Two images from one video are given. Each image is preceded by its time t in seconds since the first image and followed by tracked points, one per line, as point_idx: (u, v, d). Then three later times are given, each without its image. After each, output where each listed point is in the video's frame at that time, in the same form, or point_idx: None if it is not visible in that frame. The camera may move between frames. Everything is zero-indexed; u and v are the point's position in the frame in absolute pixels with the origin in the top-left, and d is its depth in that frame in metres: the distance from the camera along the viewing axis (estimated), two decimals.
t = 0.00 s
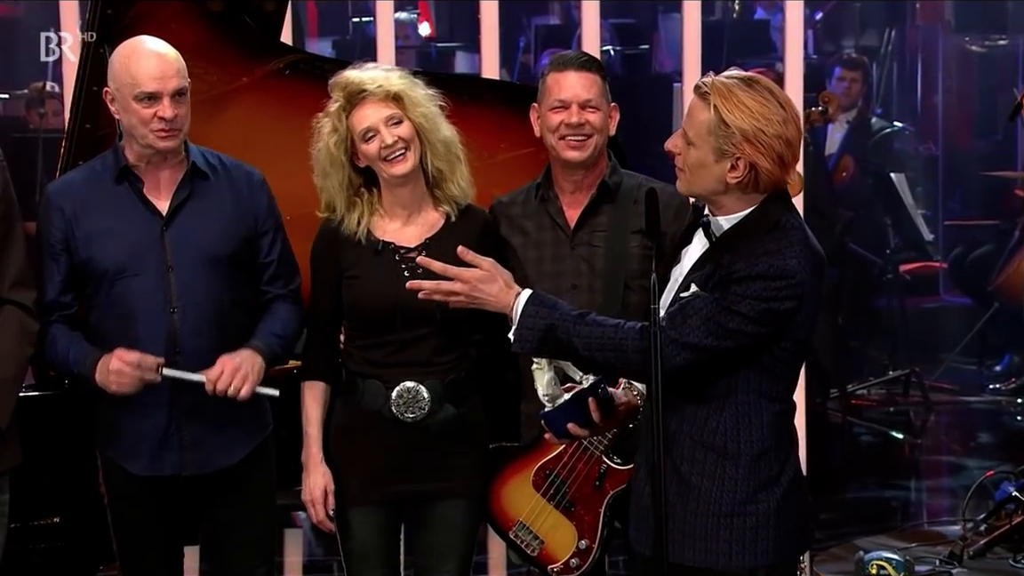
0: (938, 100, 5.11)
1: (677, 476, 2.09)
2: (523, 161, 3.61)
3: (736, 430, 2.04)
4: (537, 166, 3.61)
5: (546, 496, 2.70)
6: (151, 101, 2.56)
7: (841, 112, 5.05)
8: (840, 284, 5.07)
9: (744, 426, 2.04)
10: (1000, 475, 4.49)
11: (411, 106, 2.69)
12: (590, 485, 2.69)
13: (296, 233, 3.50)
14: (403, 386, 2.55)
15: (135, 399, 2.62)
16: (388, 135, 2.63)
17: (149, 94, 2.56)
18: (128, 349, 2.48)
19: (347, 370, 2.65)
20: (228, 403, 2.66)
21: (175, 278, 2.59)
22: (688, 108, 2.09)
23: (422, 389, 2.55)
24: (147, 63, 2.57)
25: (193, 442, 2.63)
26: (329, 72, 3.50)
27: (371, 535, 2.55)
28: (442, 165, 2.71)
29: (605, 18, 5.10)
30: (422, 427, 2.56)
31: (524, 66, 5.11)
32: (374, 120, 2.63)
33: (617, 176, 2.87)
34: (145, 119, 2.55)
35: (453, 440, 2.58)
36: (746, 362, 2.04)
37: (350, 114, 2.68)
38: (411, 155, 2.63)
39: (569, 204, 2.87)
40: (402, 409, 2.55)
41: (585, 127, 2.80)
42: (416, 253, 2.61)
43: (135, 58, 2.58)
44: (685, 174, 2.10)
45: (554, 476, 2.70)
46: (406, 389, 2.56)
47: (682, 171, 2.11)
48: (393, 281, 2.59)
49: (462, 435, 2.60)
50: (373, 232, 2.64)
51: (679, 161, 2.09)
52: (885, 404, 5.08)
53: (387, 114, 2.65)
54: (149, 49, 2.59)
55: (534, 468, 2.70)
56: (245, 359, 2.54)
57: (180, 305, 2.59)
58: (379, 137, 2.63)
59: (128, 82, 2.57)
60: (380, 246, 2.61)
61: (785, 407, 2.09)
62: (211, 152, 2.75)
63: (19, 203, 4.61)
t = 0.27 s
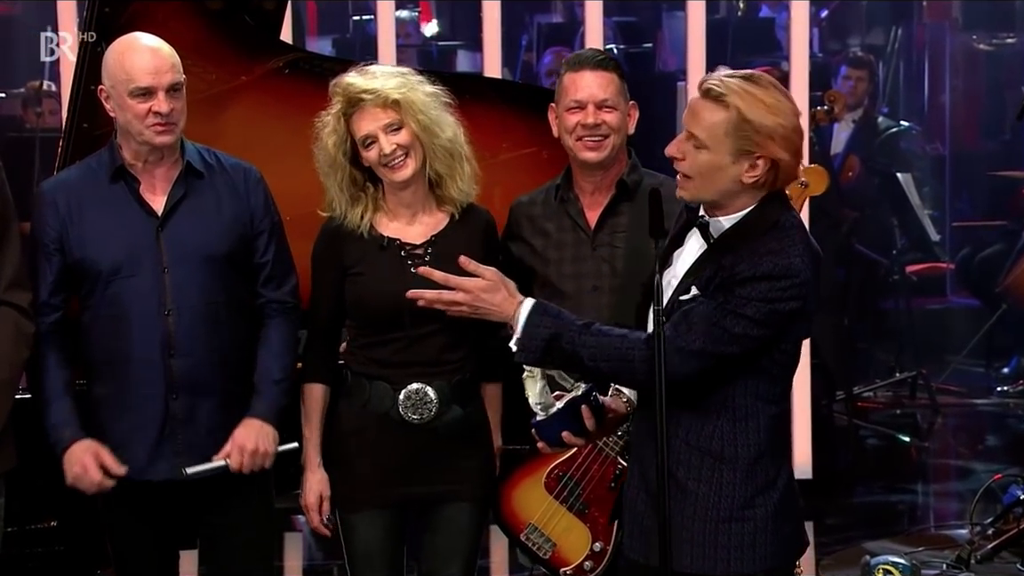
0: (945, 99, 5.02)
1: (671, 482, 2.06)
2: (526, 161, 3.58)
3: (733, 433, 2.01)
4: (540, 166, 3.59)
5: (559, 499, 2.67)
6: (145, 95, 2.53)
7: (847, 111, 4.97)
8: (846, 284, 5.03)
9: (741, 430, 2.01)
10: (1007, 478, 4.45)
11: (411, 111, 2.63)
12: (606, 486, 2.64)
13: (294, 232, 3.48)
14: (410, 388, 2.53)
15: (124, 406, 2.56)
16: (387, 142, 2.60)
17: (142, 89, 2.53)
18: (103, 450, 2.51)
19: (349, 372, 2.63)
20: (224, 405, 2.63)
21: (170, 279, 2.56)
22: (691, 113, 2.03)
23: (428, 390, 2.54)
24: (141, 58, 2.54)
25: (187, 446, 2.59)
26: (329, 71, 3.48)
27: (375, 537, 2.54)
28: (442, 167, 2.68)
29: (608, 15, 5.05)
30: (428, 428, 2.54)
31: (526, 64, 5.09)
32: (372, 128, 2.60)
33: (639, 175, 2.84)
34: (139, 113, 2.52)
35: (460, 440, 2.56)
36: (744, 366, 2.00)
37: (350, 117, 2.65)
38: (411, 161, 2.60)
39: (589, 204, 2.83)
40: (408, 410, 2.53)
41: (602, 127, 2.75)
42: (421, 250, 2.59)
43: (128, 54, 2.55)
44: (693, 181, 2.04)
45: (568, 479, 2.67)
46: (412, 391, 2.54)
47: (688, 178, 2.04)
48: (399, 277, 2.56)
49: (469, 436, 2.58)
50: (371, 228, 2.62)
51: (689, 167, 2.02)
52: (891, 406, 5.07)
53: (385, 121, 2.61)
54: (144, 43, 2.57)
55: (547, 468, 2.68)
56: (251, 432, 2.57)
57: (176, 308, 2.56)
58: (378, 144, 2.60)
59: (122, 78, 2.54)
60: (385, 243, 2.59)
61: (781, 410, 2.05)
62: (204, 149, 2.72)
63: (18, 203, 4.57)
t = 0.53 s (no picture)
0: (954, 99, 4.99)
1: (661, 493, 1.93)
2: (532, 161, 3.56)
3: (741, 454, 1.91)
4: (546, 167, 3.55)
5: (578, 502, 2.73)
6: (140, 91, 2.51)
7: (854, 110, 4.94)
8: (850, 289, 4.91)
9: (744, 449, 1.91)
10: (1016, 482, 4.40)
11: (429, 103, 2.65)
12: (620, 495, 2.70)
13: (294, 233, 3.44)
14: (412, 391, 2.50)
15: (122, 408, 2.53)
16: (403, 133, 2.61)
17: (136, 86, 2.51)
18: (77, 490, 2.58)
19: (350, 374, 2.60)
20: (223, 407, 2.59)
21: (165, 281, 2.52)
22: (694, 112, 1.93)
23: (432, 392, 2.50)
24: (136, 55, 2.53)
25: (183, 449, 2.56)
26: (330, 70, 3.45)
27: (377, 544, 2.50)
28: (455, 167, 2.69)
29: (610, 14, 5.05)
30: (431, 431, 2.52)
31: (529, 63, 5.02)
32: (390, 116, 2.61)
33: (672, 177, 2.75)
34: (135, 110, 2.51)
35: (464, 441, 2.54)
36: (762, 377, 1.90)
37: (366, 109, 2.66)
38: (423, 152, 2.62)
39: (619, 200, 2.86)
40: (410, 414, 2.50)
41: (633, 125, 2.81)
42: (428, 248, 2.57)
43: (123, 52, 2.53)
44: (718, 180, 1.94)
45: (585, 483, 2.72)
46: (414, 392, 2.50)
47: (711, 179, 1.93)
48: (403, 274, 2.54)
49: (472, 437, 2.55)
50: (382, 224, 2.60)
51: (721, 165, 1.92)
52: (900, 408, 4.85)
53: (404, 111, 2.62)
54: (139, 41, 2.55)
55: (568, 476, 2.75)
56: (264, 451, 2.58)
57: (172, 310, 2.52)
58: (394, 133, 2.61)
59: (116, 75, 2.53)
60: (391, 239, 2.57)
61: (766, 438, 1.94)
62: (202, 148, 2.69)
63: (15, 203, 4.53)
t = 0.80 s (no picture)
0: (959, 98, 4.92)
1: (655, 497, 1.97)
2: (533, 162, 3.53)
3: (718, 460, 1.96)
4: (546, 168, 3.53)
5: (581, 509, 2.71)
6: (134, 90, 2.48)
7: (858, 109, 4.85)
8: (855, 290, 4.87)
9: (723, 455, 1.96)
10: None
11: (437, 104, 2.62)
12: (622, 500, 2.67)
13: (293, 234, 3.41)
14: (410, 393, 2.47)
15: (118, 411, 2.50)
16: (409, 131, 2.57)
17: (129, 86, 2.48)
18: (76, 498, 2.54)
19: (349, 377, 2.56)
20: (222, 410, 2.56)
21: (162, 282, 2.49)
22: (669, 110, 1.95)
23: (430, 395, 2.47)
24: (129, 55, 2.50)
25: (182, 453, 2.52)
26: (328, 70, 3.41)
27: (375, 547, 2.48)
28: (460, 169, 2.67)
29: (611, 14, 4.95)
30: (430, 435, 2.48)
31: (529, 61, 4.99)
32: (397, 114, 2.57)
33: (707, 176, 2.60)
34: (129, 110, 2.48)
35: (464, 445, 2.51)
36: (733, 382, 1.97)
37: (372, 106, 2.62)
38: (429, 151, 2.58)
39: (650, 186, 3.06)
40: (408, 417, 2.46)
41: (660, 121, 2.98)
42: (426, 248, 2.54)
43: (116, 51, 2.50)
44: (693, 178, 1.97)
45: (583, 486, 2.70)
46: (412, 395, 2.47)
47: (686, 178, 1.96)
48: (399, 273, 2.52)
49: (473, 442, 2.52)
50: (384, 224, 2.57)
51: (697, 165, 1.95)
52: (903, 412, 4.92)
53: (411, 110, 2.59)
54: (132, 41, 2.52)
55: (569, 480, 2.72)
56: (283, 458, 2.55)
57: (169, 312, 2.49)
58: (401, 132, 2.57)
59: (110, 75, 2.50)
60: (392, 237, 2.55)
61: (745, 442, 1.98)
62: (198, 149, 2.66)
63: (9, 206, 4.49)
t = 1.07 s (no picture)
0: (965, 97, 4.79)
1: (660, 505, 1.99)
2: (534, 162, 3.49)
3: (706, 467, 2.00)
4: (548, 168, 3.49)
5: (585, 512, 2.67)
6: (129, 88, 2.45)
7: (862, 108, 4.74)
8: (859, 292, 4.74)
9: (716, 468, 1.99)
10: None
11: (438, 104, 2.61)
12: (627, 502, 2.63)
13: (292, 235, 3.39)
14: (405, 396, 2.44)
15: (114, 412, 2.46)
16: (409, 130, 2.57)
17: (125, 84, 2.45)
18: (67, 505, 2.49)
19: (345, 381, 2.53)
20: (219, 412, 2.51)
21: (158, 281, 2.45)
22: (661, 107, 2.01)
23: (426, 400, 2.44)
24: (124, 52, 2.46)
25: (180, 454, 2.48)
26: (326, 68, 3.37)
27: (370, 555, 2.44)
28: (460, 170, 2.64)
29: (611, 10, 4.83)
30: (426, 438, 2.45)
31: (529, 61, 4.89)
32: (397, 113, 2.57)
33: (719, 176, 2.56)
34: (125, 107, 2.44)
35: (460, 449, 2.47)
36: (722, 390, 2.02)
37: (373, 105, 2.62)
38: (428, 151, 2.57)
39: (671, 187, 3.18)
40: (403, 421, 2.44)
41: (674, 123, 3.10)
42: (422, 251, 2.52)
43: (112, 48, 2.47)
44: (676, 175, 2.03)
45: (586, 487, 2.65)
46: (407, 399, 2.44)
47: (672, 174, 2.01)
48: (396, 276, 2.50)
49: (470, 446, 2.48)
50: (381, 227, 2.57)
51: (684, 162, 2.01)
52: (908, 416, 4.81)
53: (411, 109, 2.58)
54: (127, 37, 2.48)
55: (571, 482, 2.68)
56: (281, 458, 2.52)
57: (166, 311, 2.45)
58: (400, 130, 2.56)
59: (105, 72, 2.47)
60: (386, 241, 2.54)
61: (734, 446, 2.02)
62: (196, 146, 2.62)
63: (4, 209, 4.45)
